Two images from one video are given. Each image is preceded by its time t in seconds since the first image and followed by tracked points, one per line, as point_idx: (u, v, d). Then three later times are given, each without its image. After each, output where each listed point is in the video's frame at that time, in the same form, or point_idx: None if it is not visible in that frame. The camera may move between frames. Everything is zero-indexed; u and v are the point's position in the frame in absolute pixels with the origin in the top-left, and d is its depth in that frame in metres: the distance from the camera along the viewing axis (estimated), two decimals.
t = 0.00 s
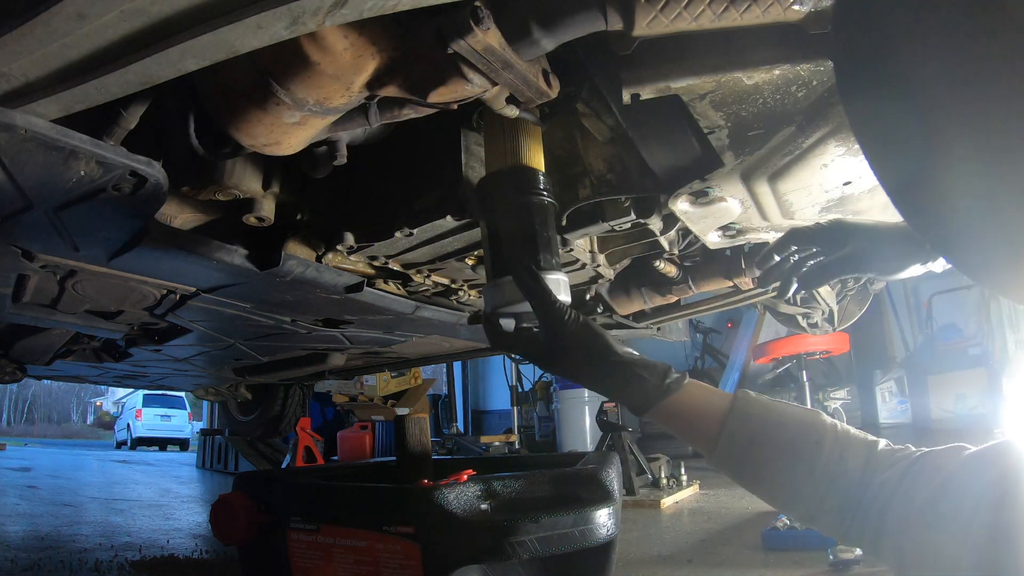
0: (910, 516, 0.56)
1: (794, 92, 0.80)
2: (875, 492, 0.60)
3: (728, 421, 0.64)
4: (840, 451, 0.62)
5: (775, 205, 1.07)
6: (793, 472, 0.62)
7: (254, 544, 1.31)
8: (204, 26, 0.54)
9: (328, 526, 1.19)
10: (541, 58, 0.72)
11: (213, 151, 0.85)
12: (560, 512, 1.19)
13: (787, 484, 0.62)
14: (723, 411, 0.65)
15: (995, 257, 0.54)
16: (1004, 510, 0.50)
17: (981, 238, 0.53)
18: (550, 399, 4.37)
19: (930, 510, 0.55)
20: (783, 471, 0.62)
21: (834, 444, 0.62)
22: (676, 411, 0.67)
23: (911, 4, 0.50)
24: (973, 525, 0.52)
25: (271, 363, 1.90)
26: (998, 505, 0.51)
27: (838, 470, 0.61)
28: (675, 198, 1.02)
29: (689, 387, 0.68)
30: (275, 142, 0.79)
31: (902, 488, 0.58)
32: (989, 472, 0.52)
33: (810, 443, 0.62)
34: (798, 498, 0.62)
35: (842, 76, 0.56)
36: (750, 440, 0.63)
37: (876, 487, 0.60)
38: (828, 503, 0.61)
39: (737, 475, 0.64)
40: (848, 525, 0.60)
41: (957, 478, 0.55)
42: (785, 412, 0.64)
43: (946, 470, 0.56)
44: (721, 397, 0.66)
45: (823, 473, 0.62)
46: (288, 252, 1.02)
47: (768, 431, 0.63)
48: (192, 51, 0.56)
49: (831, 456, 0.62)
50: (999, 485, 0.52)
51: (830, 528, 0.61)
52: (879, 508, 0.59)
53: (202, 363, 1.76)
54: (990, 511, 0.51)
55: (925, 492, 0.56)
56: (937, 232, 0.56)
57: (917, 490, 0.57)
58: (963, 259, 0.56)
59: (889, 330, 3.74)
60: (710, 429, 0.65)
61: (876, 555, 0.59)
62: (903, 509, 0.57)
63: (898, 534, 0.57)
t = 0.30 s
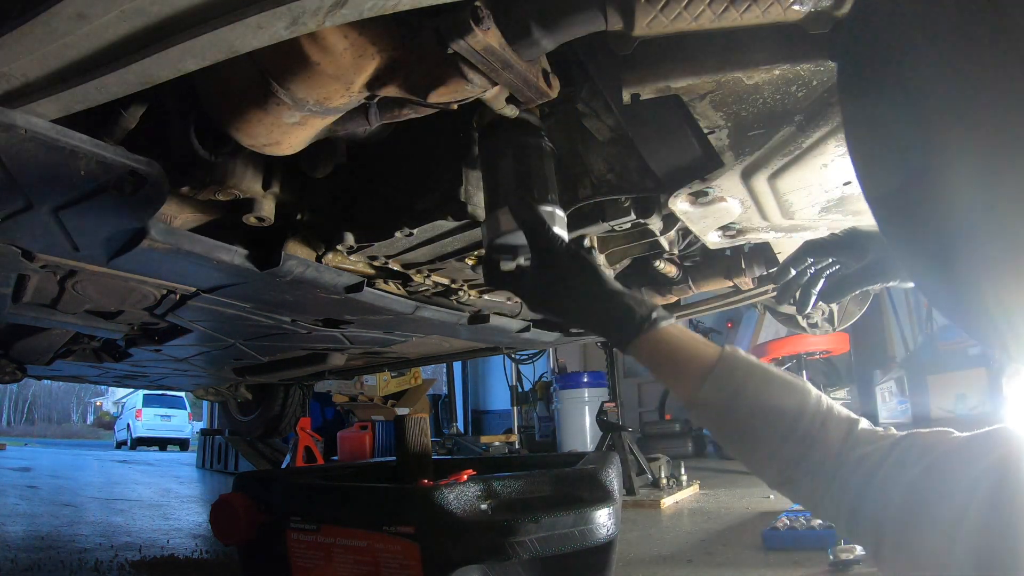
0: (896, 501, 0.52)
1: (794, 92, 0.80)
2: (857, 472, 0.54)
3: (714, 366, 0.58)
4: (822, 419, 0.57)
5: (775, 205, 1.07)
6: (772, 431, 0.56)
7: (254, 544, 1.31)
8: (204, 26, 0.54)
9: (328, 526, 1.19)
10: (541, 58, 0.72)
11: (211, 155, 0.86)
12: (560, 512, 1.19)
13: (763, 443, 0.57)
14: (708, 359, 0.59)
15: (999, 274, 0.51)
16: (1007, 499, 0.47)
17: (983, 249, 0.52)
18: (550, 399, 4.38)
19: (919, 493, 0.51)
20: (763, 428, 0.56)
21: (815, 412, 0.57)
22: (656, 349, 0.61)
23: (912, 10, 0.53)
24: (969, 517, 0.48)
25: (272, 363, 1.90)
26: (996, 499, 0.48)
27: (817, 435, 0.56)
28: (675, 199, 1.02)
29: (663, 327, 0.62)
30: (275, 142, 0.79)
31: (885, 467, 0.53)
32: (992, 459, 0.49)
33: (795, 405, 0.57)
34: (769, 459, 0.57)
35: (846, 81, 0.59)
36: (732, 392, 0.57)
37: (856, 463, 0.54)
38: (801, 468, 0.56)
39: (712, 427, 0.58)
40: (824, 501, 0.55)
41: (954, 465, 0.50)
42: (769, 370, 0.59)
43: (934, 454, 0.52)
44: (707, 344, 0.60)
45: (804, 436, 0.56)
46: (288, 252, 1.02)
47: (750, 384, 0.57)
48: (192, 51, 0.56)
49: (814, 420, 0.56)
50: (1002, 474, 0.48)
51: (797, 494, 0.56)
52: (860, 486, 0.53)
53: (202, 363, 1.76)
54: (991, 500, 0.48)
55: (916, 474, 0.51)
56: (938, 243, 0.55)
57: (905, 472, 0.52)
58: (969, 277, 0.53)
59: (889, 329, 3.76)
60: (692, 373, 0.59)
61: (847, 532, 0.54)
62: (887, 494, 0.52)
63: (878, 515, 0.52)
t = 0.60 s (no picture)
0: (890, 490, 0.52)
1: (794, 92, 0.81)
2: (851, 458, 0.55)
3: (705, 345, 0.61)
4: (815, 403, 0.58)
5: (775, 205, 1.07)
6: (762, 412, 0.58)
7: (254, 544, 1.31)
8: (204, 25, 0.54)
9: (328, 526, 1.19)
10: (541, 58, 0.72)
11: (211, 154, 0.85)
12: (560, 511, 1.19)
13: (752, 423, 0.58)
14: (700, 338, 0.62)
15: (1004, 275, 0.50)
16: (1002, 494, 0.45)
17: (986, 249, 0.51)
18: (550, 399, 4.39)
19: (913, 481, 0.51)
20: (753, 409, 0.58)
21: (807, 396, 0.59)
22: (650, 329, 0.66)
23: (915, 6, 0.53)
24: (965, 509, 0.47)
25: (272, 363, 1.90)
26: (997, 495, 0.46)
27: (808, 418, 0.58)
28: (675, 199, 1.02)
29: (654, 304, 0.68)
30: (275, 141, 0.79)
31: (879, 454, 0.53)
32: (991, 451, 0.47)
33: (785, 387, 0.58)
34: (759, 440, 0.59)
35: (850, 79, 0.59)
36: (723, 373, 0.59)
37: (848, 447, 0.56)
38: (792, 449, 0.58)
39: (703, 407, 0.61)
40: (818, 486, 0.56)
41: (951, 454, 0.50)
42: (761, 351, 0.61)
43: (932, 443, 0.51)
44: (700, 323, 0.63)
45: (793, 417, 0.58)
46: (288, 252, 1.02)
47: (739, 365, 0.59)
48: (192, 51, 0.56)
49: (803, 402, 0.58)
50: (1002, 464, 0.46)
51: (789, 476, 0.58)
52: (854, 472, 0.54)
53: (202, 363, 1.76)
54: (990, 493, 0.46)
55: (912, 462, 0.51)
56: (942, 242, 0.54)
57: (901, 460, 0.52)
58: (974, 276, 0.52)
59: (889, 328, 3.78)
60: (684, 351, 0.62)
61: (842, 519, 0.55)
62: (880, 481, 0.53)
63: (872, 502, 0.52)
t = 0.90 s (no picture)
0: (888, 499, 0.51)
1: (794, 92, 0.81)
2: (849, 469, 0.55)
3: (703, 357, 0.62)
4: (812, 416, 0.59)
5: (775, 205, 1.07)
6: (759, 423, 0.59)
7: (254, 544, 1.31)
8: (203, 25, 0.54)
9: (328, 526, 1.19)
10: (541, 57, 0.72)
11: (211, 153, 0.85)
12: (560, 511, 1.19)
13: (749, 433, 0.59)
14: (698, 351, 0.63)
15: (999, 276, 0.51)
16: (1001, 504, 0.45)
17: (983, 250, 0.51)
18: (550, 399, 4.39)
19: (911, 490, 0.50)
20: (750, 421, 0.59)
21: (804, 409, 0.59)
22: (649, 342, 0.68)
23: (915, 7, 0.53)
24: (963, 517, 0.47)
25: (272, 363, 1.90)
26: (994, 502, 0.46)
27: (805, 428, 0.59)
28: (675, 199, 1.02)
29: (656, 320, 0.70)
30: (275, 142, 0.79)
31: (877, 465, 0.54)
32: (989, 460, 0.48)
33: (782, 400, 0.59)
34: (756, 450, 0.59)
35: (846, 78, 0.59)
36: (721, 383, 0.60)
37: (844, 459, 0.56)
38: (789, 460, 0.58)
39: (701, 418, 0.61)
40: (816, 499, 0.56)
41: (950, 464, 0.50)
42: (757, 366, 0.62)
43: (931, 454, 0.51)
44: (698, 337, 0.65)
45: (791, 428, 0.58)
46: (288, 252, 1.02)
47: (736, 377, 0.61)
48: (192, 51, 0.56)
49: (800, 412, 0.59)
50: (1001, 475, 0.46)
51: (786, 488, 0.58)
52: (852, 483, 0.54)
53: (202, 363, 1.76)
54: (987, 501, 0.46)
55: (911, 472, 0.51)
56: (939, 244, 0.54)
57: (899, 470, 0.52)
58: (969, 278, 0.53)
59: (889, 329, 3.78)
60: (682, 362, 0.63)
61: (841, 532, 0.55)
62: (879, 491, 0.52)
63: (871, 513, 0.52)
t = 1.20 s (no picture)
0: (884, 501, 0.52)
1: (794, 92, 0.81)
2: (841, 469, 0.56)
3: (698, 360, 0.65)
4: (801, 420, 0.61)
5: (775, 205, 1.07)
6: (751, 424, 0.61)
7: (253, 544, 1.31)
8: (204, 26, 0.54)
9: (328, 526, 1.19)
10: (541, 57, 0.72)
11: (212, 151, 0.86)
12: (560, 511, 1.19)
13: (741, 434, 0.61)
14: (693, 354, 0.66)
15: (1000, 275, 0.51)
16: (1002, 507, 0.45)
17: (983, 249, 0.51)
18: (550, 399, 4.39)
19: (910, 489, 0.50)
20: (741, 421, 0.61)
21: (794, 413, 0.62)
22: (645, 346, 0.70)
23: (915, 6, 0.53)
24: (965, 518, 0.47)
25: (272, 363, 1.90)
26: (996, 504, 0.46)
27: (795, 430, 0.61)
28: (675, 199, 1.02)
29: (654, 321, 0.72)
30: (275, 141, 0.79)
31: (870, 466, 0.54)
32: (990, 463, 0.47)
33: (773, 403, 0.62)
34: (748, 451, 0.61)
35: (850, 78, 0.60)
36: (714, 385, 0.63)
37: (834, 460, 0.57)
38: (780, 461, 0.60)
39: (694, 420, 0.63)
40: (807, 499, 0.58)
41: (950, 465, 0.49)
42: (750, 371, 0.64)
43: (929, 455, 0.52)
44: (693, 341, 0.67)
45: (780, 429, 0.61)
46: (288, 252, 1.02)
47: (728, 380, 0.63)
48: (192, 51, 0.56)
49: (789, 414, 0.61)
50: (1000, 480, 0.46)
51: (779, 490, 0.60)
52: (845, 483, 0.55)
53: (202, 363, 1.76)
54: (989, 503, 0.46)
55: (912, 472, 0.51)
56: (940, 244, 0.54)
57: (896, 471, 0.52)
58: (971, 276, 0.53)
59: (889, 329, 3.78)
60: (678, 364, 0.65)
61: (836, 533, 0.56)
62: (877, 491, 0.53)
63: (869, 513, 0.53)
